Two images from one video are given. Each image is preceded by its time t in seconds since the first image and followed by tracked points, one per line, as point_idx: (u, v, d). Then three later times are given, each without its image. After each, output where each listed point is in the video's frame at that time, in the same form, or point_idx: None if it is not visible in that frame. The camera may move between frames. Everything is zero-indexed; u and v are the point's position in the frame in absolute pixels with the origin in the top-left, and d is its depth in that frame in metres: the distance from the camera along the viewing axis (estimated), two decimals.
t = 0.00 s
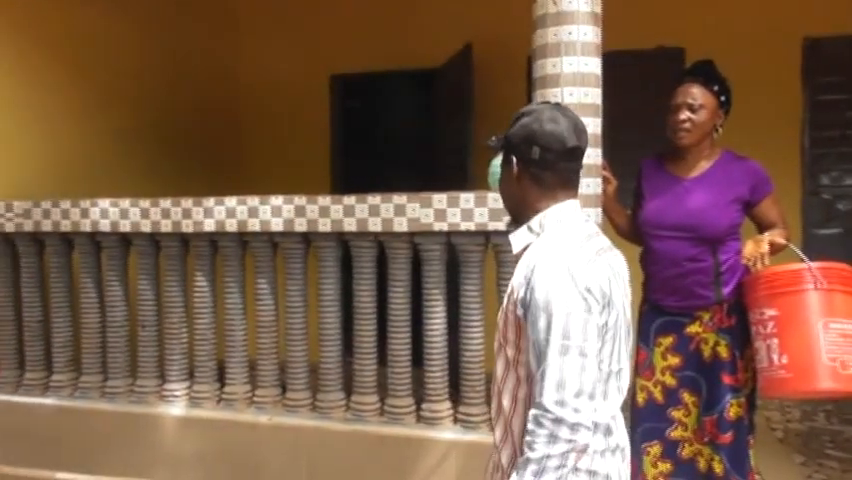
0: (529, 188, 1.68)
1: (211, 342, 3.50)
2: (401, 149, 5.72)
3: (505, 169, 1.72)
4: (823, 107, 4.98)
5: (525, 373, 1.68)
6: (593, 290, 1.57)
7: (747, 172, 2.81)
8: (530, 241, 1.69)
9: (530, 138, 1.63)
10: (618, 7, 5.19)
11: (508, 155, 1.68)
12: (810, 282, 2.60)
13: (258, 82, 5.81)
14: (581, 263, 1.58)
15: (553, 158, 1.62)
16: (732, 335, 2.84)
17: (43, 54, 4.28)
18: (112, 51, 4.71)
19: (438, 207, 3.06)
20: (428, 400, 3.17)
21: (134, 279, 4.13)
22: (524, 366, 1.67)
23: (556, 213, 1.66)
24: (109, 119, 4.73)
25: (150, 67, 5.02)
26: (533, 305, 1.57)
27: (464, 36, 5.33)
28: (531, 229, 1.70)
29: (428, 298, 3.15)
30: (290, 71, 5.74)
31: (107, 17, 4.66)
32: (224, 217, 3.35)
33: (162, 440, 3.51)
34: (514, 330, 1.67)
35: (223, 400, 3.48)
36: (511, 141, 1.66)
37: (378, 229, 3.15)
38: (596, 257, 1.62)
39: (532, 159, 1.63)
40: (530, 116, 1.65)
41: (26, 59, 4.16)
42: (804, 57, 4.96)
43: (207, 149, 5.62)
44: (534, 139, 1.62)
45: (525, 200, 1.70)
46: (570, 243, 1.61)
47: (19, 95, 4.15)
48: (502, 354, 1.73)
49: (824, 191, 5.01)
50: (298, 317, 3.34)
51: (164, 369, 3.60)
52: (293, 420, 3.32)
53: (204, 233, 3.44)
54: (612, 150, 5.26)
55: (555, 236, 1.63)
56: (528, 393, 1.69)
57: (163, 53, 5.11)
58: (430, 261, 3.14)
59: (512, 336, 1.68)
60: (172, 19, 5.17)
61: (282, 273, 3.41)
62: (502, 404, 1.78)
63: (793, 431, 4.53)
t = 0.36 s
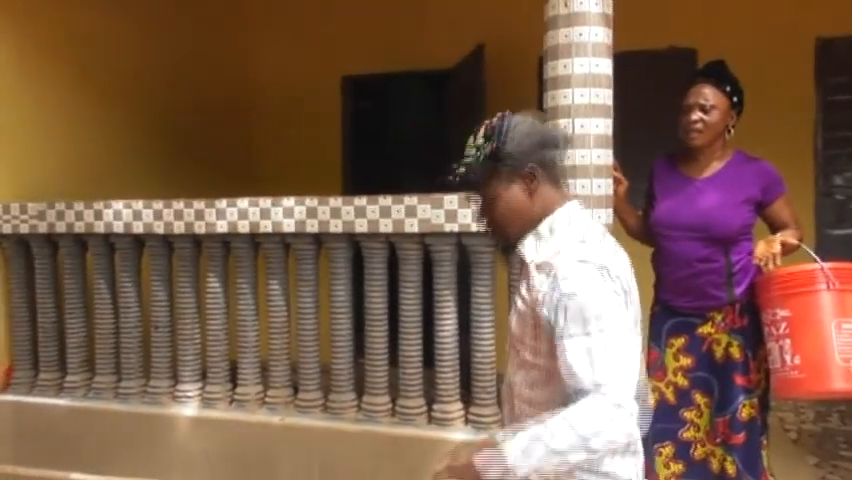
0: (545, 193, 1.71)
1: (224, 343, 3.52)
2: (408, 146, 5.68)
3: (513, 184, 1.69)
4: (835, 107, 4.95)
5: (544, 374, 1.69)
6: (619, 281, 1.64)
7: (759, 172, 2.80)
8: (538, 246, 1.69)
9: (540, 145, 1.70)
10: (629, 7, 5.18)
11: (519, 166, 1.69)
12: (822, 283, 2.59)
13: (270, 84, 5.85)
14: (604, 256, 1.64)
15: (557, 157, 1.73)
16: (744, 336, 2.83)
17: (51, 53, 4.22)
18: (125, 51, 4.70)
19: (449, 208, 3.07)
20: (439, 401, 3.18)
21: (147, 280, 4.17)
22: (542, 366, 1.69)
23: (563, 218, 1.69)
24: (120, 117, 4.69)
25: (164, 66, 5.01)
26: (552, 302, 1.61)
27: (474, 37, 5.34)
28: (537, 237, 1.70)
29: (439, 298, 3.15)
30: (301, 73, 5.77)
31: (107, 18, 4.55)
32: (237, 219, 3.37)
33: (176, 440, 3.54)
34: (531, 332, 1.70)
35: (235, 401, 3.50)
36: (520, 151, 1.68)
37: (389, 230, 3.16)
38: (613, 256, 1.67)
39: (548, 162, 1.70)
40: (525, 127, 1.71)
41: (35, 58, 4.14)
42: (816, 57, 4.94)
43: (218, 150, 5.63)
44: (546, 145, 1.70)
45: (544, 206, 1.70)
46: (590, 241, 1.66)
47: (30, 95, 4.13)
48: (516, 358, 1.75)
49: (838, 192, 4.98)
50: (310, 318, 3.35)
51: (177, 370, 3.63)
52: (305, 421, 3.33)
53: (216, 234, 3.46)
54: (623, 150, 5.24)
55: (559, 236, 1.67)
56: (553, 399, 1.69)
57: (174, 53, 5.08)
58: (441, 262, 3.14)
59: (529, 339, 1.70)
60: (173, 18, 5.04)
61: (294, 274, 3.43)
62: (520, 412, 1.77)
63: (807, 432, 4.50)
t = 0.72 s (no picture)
0: (541, 220, 1.74)
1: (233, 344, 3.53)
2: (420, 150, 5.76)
3: (510, 226, 1.69)
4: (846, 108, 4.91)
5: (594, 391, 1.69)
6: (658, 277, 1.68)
7: (769, 173, 2.79)
8: (557, 273, 1.68)
9: (524, 177, 1.71)
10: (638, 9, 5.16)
11: (515, 206, 1.69)
12: (831, 284, 2.58)
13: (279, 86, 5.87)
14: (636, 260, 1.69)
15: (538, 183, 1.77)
16: (755, 337, 2.81)
17: (60, 54, 4.25)
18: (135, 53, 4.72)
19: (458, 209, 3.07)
20: (448, 402, 3.18)
21: (158, 281, 4.20)
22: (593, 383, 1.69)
23: (561, 237, 1.71)
24: (130, 118, 4.73)
25: (173, 67, 5.04)
26: (608, 315, 1.62)
27: (483, 38, 5.33)
28: (547, 263, 1.70)
29: (448, 299, 3.16)
30: (310, 75, 5.79)
31: (116, 19, 4.57)
32: (246, 220, 3.39)
33: (186, 440, 3.55)
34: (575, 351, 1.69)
35: (245, 402, 3.51)
36: (514, 194, 1.68)
37: (397, 232, 3.16)
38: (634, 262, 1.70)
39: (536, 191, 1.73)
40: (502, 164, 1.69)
41: (45, 59, 4.16)
42: (827, 58, 4.90)
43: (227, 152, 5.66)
44: (529, 175, 1.71)
45: (541, 234, 1.72)
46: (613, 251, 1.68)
47: (42, 97, 4.17)
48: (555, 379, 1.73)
49: (849, 193, 4.94)
50: (319, 319, 3.36)
51: (187, 371, 3.65)
52: (314, 422, 3.34)
53: (225, 236, 3.47)
54: (632, 151, 5.23)
55: (577, 254, 1.68)
56: (600, 411, 1.70)
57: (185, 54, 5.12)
58: (450, 264, 3.15)
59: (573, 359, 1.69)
60: (181, 19, 5.06)
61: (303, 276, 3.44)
62: (556, 433, 1.75)
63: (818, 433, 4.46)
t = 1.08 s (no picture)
0: (546, 203, 1.71)
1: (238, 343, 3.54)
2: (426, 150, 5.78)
3: (515, 187, 1.73)
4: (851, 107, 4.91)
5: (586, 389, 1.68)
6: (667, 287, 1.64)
7: (774, 172, 2.79)
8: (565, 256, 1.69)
9: (548, 153, 1.67)
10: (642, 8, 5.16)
11: (521, 170, 1.70)
12: (836, 284, 2.57)
13: (283, 86, 5.88)
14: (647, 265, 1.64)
15: (573, 171, 1.67)
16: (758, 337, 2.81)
17: (65, 53, 4.26)
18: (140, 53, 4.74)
19: (462, 208, 3.07)
20: (452, 402, 3.18)
21: (162, 281, 4.21)
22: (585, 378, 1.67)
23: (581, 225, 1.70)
24: (133, 118, 4.74)
25: (177, 68, 5.05)
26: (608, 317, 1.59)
27: (486, 38, 5.34)
28: (558, 244, 1.72)
29: (451, 299, 3.16)
30: (314, 76, 5.80)
31: (121, 19, 4.58)
32: (250, 220, 3.39)
33: (191, 439, 3.56)
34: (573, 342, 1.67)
35: (250, 402, 3.52)
36: (524, 161, 1.69)
37: (402, 231, 3.17)
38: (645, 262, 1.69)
39: (552, 175, 1.67)
40: (546, 130, 1.69)
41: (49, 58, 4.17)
42: (831, 57, 4.90)
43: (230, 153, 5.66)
44: (552, 155, 1.66)
45: (542, 213, 1.72)
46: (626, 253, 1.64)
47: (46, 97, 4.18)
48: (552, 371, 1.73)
49: None
50: (323, 318, 3.37)
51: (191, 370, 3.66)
52: (319, 421, 3.34)
53: (230, 236, 3.48)
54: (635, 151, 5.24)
55: (588, 245, 1.67)
56: (591, 409, 1.68)
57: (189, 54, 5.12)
58: (454, 264, 3.15)
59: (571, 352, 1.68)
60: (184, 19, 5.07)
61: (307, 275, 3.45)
62: (550, 425, 1.76)
63: (822, 433, 4.45)
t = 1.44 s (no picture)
0: (548, 198, 1.72)
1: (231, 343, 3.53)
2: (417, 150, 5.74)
3: (515, 194, 1.74)
4: (843, 108, 4.93)
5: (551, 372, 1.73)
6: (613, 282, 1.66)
7: (768, 172, 2.80)
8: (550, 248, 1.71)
9: (535, 150, 1.69)
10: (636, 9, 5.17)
11: (517, 176, 1.71)
12: (830, 283, 2.58)
13: (277, 85, 5.88)
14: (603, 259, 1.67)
15: (564, 161, 1.70)
16: (751, 336, 2.82)
17: (58, 51, 4.24)
18: (134, 51, 4.73)
19: (456, 208, 3.08)
20: (447, 401, 3.18)
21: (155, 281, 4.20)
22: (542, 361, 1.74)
23: (573, 218, 1.70)
24: (127, 117, 4.71)
25: (171, 66, 5.03)
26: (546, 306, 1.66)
27: (481, 38, 5.34)
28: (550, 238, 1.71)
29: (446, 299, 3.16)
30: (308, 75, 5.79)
31: (114, 16, 4.56)
32: (245, 219, 3.38)
33: (184, 438, 3.55)
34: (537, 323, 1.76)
35: (243, 402, 3.51)
36: (516, 167, 1.70)
37: (396, 231, 3.17)
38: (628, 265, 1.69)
39: (545, 169, 1.69)
40: (525, 133, 1.72)
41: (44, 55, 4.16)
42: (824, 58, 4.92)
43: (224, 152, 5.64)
44: (539, 151, 1.69)
45: (550, 211, 1.72)
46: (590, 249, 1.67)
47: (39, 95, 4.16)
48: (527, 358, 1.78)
49: (845, 192, 4.96)
50: (317, 318, 3.36)
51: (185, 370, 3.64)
52: (313, 421, 3.33)
53: (224, 235, 3.47)
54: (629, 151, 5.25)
55: (577, 239, 1.67)
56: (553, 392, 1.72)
57: (183, 53, 5.11)
58: (448, 263, 3.15)
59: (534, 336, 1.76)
60: (179, 18, 5.06)
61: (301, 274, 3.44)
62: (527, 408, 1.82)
63: (814, 431, 4.47)
